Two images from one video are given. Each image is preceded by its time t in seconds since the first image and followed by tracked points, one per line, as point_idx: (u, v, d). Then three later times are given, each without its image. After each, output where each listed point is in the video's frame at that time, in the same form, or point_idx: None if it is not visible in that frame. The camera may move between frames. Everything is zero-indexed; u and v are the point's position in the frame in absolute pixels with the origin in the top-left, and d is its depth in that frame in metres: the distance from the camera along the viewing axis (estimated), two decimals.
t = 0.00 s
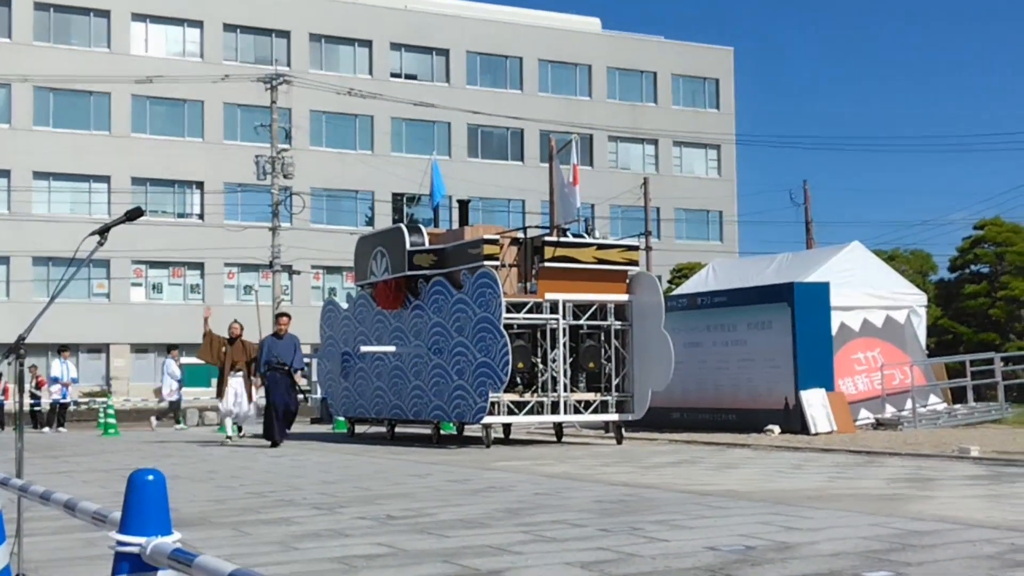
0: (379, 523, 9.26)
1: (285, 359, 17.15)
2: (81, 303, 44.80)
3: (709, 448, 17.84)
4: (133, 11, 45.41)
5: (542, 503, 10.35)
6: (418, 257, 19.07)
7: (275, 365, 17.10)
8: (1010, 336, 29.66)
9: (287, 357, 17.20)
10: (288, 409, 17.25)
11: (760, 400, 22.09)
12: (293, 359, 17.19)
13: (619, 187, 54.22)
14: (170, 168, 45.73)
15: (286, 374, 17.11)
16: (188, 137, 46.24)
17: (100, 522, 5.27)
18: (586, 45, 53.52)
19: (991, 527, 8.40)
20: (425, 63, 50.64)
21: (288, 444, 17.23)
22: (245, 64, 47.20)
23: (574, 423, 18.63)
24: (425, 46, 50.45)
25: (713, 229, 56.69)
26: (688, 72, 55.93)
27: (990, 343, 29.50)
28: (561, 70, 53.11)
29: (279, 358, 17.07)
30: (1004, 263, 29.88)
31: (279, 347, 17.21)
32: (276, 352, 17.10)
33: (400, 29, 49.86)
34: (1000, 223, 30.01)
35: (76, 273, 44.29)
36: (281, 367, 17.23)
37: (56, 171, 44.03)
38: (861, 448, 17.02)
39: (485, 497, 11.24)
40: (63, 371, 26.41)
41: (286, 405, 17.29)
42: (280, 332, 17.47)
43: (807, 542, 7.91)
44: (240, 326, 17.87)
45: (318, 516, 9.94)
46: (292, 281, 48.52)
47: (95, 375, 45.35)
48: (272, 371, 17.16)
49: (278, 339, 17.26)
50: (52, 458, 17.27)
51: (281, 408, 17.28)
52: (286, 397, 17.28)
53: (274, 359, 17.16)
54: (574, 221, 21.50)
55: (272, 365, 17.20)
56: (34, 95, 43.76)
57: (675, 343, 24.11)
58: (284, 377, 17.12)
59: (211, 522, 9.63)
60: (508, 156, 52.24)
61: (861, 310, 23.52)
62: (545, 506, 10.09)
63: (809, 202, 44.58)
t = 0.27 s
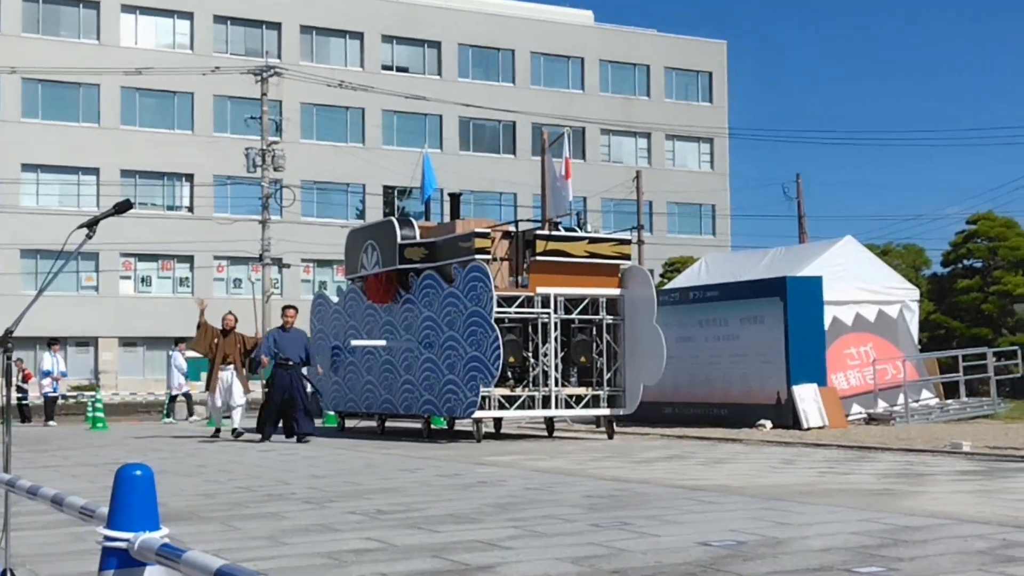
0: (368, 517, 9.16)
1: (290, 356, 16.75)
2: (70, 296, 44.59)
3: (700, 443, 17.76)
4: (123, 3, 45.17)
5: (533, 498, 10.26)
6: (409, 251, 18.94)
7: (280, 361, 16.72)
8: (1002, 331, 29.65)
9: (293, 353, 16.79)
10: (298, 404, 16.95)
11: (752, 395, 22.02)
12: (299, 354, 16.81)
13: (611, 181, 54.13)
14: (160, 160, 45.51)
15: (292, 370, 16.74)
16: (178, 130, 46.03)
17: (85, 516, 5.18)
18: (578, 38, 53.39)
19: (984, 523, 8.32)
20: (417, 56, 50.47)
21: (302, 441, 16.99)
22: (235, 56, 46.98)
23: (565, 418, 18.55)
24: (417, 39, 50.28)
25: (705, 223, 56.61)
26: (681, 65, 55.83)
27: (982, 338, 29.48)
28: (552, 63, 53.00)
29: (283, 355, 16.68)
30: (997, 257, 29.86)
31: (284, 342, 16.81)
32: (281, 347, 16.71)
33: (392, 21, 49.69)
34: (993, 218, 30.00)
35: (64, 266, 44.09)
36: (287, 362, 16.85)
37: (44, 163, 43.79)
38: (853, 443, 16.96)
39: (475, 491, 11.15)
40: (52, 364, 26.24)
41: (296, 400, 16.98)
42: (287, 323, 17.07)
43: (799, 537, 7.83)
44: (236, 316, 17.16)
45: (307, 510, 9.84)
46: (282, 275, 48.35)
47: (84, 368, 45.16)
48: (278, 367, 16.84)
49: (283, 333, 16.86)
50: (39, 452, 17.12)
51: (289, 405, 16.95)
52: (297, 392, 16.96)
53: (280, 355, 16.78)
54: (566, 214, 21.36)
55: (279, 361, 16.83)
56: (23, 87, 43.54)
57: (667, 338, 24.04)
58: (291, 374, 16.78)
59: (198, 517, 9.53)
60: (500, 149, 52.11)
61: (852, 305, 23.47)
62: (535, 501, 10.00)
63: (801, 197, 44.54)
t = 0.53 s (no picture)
0: (360, 513, 9.16)
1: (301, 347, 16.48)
2: (61, 292, 44.52)
3: (693, 439, 17.77)
4: None
5: (525, 493, 10.26)
6: (401, 247, 18.92)
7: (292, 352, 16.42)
8: (994, 328, 29.73)
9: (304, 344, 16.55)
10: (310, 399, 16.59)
11: (744, 391, 22.05)
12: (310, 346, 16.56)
13: (604, 177, 54.13)
14: (152, 156, 45.43)
15: (304, 362, 16.46)
16: (170, 125, 45.94)
17: (75, 511, 5.17)
18: (571, 34, 53.37)
19: (976, 518, 8.34)
20: (410, 51, 50.39)
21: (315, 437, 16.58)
22: (228, 51, 46.86)
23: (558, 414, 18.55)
24: (410, 34, 50.21)
25: (698, 219, 56.63)
26: (674, 61, 55.85)
27: (974, 335, 29.55)
28: (545, 58, 52.97)
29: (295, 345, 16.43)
30: (989, 254, 29.93)
31: (294, 333, 16.59)
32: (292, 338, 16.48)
33: (385, 16, 49.63)
34: (985, 215, 30.05)
35: (56, 262, 44.01)
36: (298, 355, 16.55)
37: (36, 158, 43.68)
38: (846, 439, 16.98)
39: (469, 487, 11.14)
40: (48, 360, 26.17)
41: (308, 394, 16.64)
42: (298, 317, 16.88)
43: (791, 533, 7.84)
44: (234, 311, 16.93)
45: (300, 506, 9.82)
46: (274, 270, 48.31)
47: (76, 363, 45.10)
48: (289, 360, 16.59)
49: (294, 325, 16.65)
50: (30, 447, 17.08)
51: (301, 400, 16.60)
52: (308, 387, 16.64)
53: (291, 346, 16.50)
54: (559, 210, 21.36)
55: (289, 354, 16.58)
56: (15, 82, 43.44)
57: (660, 334, 24.06)
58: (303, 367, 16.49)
59: (190, 513, 9.50)
60: (493, 145, 52.08)
61: (845, 301, 23.48)
62: (528, 497, 10.00)
63: (794, 192, 44.61)
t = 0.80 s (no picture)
0: (349, 508, 9.15)
1: (308, 344, 16.56)
2: (50, 287, 44.39)
3: (682, 434, 17.79)
4: None
5: (514, 488, 10.27)
6: (391, 242, 18.89)
7: (299, 349, 16.51)
8: (982, 323, 29.81)
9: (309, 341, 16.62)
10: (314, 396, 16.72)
11: (733, 387, 22.09)
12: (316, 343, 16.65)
13: (594, 172, 54.11)
14: (141, 150, 45.31)
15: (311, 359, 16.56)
16: (159, 120, 45.81)
17: (63, 506, 5.24)
18: (561, 29, 53.35)
19: (964, 513, 8.37)
20: (399, 46, 50.33)
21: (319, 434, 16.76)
22: (217, 46, 46.73)
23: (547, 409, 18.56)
24: (399, 29, 50.15)
25: (687, 215, 56.65)
26: (664, 57, 55.88)
27: (962, 330, 29.64)
28: (535, 53, 52.94)
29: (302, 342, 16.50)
30: (977, 250, 30.04)
31: (300, 330, 16.61)
32: (299, 335, 16.51)
33: (374, 11, 49.59)
34: (973, 211, 30.16)
35: (44, 256, 43.88)
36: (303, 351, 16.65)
37: (24, 152, 43.54)
38: (834, 434, 17.02)
39: (457, 481, 11.15)
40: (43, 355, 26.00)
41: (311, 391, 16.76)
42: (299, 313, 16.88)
43: (780, 527, 7.86)
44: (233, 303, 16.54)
45: (290, 500, 9.83)
46: (263, 265, 48.22)
47: (63, 359, 44.98)
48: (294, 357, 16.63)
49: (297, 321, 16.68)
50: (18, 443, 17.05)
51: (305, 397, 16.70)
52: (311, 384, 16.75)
53: (297, 344, 16.57)
54: (549, 205, 21.34)
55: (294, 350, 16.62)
56: (3, 76, 43.30)
57: (649, 329, 24.07)
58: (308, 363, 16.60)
59: (179, 508, 9.50)
60: (483, 140, 52.03)
61: (833, 297, 23.53)
62: (517, 492, 10.01)
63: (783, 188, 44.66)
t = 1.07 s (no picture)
0: (329, 506, 9.13)
1: (303, 341, 16.68)
2: (28, 284, 44.17)
3: (663, 432, 17.82)
4: None
5: (495, 486, 10.27)
6: (373, 239, 18.86)
7: (295, 346, 16.64)
8: (961, 322, 29.89)
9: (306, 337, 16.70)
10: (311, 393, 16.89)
11: (713, 384, 22.14)
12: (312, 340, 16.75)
13: (575, 170, 54.14)
14: (121, 146, 45.13)
15: (306, 356, 16.69)
16: (139, 116, 45.64)
17: (40, 503, 5.24)
18: (542, 26, 53.35)
19: (941, 511, 8.42)
20: (381, 43, 50.25)
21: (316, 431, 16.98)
22: (197, 42, 46.58)
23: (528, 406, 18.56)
24: (381, 26, 50.07)
25: (669, 213, 56.73)
26: (645, 55, 55.93)
27: (941, 329, 29.77)
28: (517, 51, 52.92)
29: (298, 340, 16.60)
30: (956, 248, 30.16)
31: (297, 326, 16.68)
32: (296, 332, 16.65)
33: (356, 8, 49.49)
34: (952, 209, 30.29)
35: (22, 253, 43.66)
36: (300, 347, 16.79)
37: (2, 149, 43.31)
38: (814, 432, 17.08)
39: (437, 478, 11.14)
40: (31, 353, 25.84)
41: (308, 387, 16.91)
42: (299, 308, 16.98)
43: (758, 525, 7.88)
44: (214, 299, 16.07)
45: (269, 497, 9.82)
46: (244, 263, 48.09)
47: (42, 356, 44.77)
48: (291, 353, 16.76)
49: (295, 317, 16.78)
50: None
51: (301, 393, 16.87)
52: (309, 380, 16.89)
53: (294, 340, 16.69)
54: (531, 203, 21.33)
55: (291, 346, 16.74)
56: None
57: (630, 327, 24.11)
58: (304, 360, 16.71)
59: (157, 505, 9.48)
60: (465, 138, 51.99)
61: (813, 295, 23.61)
62: (497, 489, 10.01)
63: (764, 186, 44.76)
